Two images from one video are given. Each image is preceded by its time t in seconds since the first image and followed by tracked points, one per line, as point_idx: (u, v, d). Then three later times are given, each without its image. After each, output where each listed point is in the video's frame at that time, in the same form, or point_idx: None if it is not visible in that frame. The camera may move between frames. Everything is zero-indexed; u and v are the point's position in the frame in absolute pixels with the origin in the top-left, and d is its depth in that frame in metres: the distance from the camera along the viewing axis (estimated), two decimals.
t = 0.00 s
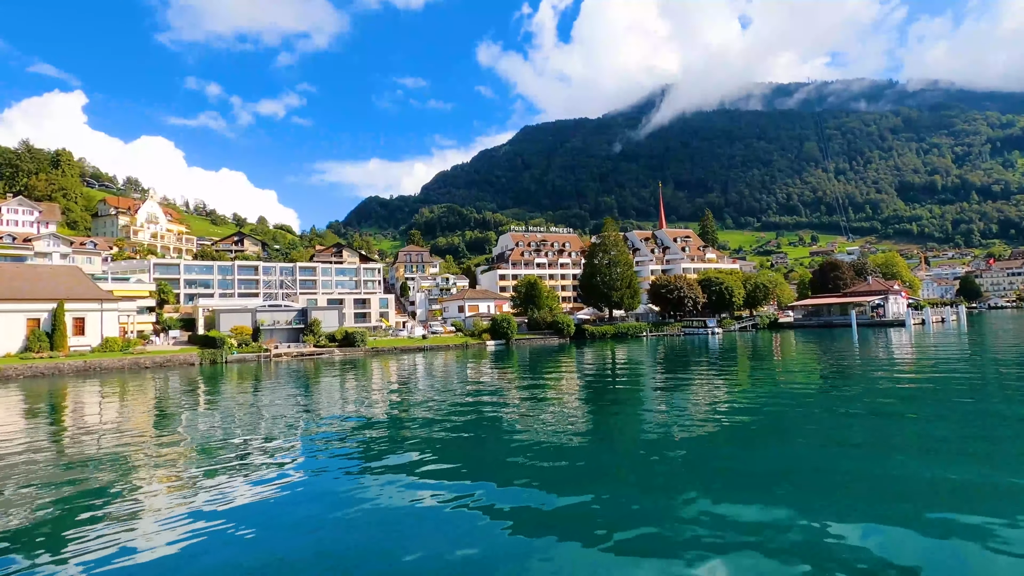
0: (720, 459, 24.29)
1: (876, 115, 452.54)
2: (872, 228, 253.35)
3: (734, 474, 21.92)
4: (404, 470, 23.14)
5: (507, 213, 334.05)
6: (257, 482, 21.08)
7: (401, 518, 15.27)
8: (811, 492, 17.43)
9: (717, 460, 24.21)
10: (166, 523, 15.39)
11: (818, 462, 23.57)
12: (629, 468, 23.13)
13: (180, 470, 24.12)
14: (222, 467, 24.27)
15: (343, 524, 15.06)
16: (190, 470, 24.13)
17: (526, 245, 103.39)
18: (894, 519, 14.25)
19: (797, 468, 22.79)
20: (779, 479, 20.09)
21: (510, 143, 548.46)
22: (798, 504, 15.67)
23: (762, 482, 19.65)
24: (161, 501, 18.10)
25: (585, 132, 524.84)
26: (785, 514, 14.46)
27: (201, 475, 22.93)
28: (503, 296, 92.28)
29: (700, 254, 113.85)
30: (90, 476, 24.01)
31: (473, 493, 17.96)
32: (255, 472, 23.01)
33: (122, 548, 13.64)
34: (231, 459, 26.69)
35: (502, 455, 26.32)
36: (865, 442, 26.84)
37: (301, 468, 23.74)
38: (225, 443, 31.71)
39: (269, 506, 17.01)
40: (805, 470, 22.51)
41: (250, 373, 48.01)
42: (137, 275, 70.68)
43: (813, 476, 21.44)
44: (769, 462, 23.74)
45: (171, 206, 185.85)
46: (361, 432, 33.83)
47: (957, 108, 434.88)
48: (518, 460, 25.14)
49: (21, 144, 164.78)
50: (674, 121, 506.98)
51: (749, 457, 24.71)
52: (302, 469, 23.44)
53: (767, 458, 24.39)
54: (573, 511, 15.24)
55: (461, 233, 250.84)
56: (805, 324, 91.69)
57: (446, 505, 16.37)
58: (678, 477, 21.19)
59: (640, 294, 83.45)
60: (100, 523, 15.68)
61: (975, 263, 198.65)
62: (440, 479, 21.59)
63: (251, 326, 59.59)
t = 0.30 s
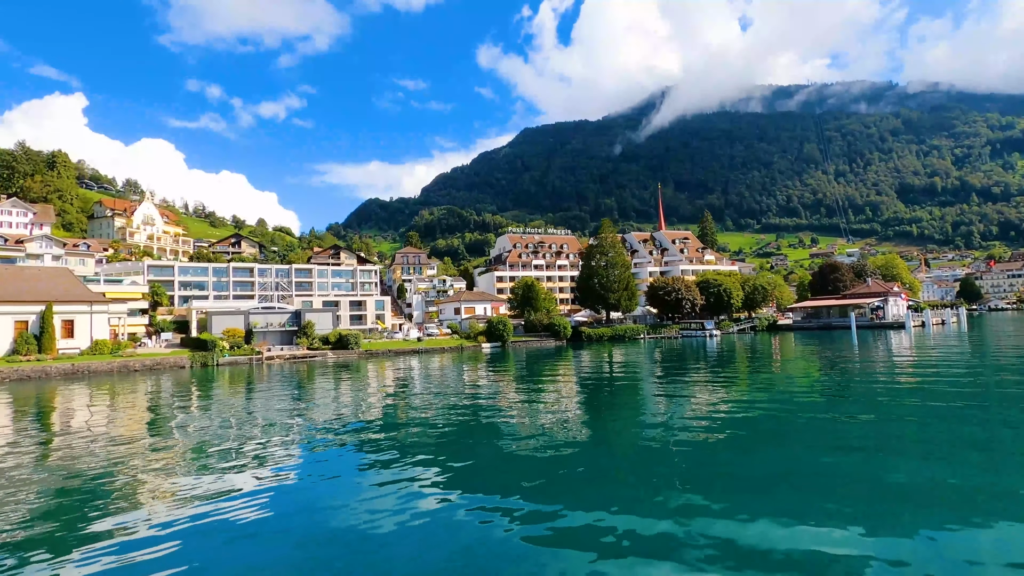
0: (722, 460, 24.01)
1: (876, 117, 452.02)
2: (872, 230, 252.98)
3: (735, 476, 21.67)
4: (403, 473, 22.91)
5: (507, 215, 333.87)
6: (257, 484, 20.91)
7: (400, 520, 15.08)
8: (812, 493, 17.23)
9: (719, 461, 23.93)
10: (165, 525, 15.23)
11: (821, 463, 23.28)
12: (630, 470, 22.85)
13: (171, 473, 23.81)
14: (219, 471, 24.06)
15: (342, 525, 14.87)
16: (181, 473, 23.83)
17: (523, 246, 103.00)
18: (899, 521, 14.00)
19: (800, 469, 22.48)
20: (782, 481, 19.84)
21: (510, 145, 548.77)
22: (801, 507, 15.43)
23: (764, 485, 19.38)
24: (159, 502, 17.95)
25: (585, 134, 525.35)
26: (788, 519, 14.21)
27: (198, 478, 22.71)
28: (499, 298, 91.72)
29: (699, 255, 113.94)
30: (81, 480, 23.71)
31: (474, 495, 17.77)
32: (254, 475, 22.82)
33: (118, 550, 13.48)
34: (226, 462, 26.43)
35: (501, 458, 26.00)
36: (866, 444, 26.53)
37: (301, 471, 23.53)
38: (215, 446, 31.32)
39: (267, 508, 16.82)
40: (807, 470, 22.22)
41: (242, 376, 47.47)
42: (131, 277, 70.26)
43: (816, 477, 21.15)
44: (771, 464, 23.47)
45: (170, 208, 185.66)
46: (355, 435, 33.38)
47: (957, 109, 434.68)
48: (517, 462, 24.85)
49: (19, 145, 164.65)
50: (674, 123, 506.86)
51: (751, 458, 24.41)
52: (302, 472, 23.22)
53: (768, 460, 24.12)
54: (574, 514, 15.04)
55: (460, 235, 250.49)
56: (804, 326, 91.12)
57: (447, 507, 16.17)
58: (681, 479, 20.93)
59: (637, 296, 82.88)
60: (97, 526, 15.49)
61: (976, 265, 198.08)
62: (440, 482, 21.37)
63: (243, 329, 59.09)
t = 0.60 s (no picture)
0: (721, 465, 23.77)
1: (874, 121, 453.63)
2: (870, 234, 253.12)
3: (733, 480, 21.43)
4: (399, 479, 22.61)
5: (505, 219, 333.72)
6: (252, 490, 20.66)
7: (394, 526, 14.87)
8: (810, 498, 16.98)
9: (717, 466, 23.68)
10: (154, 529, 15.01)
11: (821, 468, 23.03)
12: (628, 474, 22.57)
13: (157, 480, 23.38)
14: (211, 476, 23.77)
15: (334, 532, 14.62)
16: (167, 480, 23.40)
17: (520, 250, 102.43)
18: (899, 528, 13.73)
19: (798, 473, 22.26)
20: (781, 486, 19.55)
21: (509, 149, 549.15)
22: (799, 514, 15.16)
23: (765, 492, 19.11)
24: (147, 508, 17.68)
25: (583, 139, 526.33)
26: (787, 526, 13.95)
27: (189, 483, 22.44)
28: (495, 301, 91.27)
29: (695, 259, 113.78)
30: (66, 486, 23.27)
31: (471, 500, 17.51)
32: (248, 480, 22.55)
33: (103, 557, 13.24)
34: (217, 467, 26.06)
35: (497, 463, 25.66)
36: (865, 448, 26.28)
37: (296, 476, 23.23)
38: (202, 452, 30.79)
39: (259, 514, 16.58)
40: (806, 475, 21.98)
41: (232, 381, 46.89)
42: (122, 281, 69.58)
43: (816, 483, 20.79)
44: (770, 468, 23.19)
45: (166, 212, 184.89)
46: (347, 441, 32.87)
47: (954, 114, 436.28)
48: (514, 467, 24.57)
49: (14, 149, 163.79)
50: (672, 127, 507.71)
51: (749, 463, 24.17)
52: (298, 477, 22.95)
53: (768, 464, 23.85)
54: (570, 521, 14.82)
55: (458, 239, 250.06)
56: (802, 330, 90.52)
57: (442, 514, 15.93)
58: (680, 484, 20.66)
59: (633, 300, 82.43)
60: (90, 530, 15.41)
61: (974, 269, 198.28)
62: (437, 487, 21.10)
63: (234, 333, 58.49)
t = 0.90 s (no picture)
0: (722, 467, 23.43)
1: (873, 123, 453.77)
2: (870, 236, 252.86)
3: (736, 481, 21.15)
4: (399, 482, 22.35)
5: (505, 221, 333.41)
6: (253, 496, 20.49)
7: (398, 527, 14.75)
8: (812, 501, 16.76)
9: (719, 468, 23.30)
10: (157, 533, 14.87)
11: (824, 469, 22.70)
12: (629, 476, 22.34)
13: (149, 486, 23.11)
14: (208, 481, 23.53)
15: (337, 533, 14.49)
16: (159, 485, 23.11)
17: (517, 252, 101.90)
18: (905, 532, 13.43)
19: (800, 474, 21.99)
20: (785, 490, 19.33)
21: (508, 152, 549.19)
22: (804, 516, 14.89)
23: (770, 498, 18.81)
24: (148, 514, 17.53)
25: (583, 142, 526.60)
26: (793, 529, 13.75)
27: (187, 488, 22.24)
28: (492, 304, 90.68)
29: (694, 261, 113.25)
30: (56, 492, 23.03)
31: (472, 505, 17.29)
32: (253, 484, 22.44)
33: (105, 559, 13.10)
34: (213, 473, 25.78)
35: (495, 467, 25.28)
36: (868, 450, 25.91)
37: (301, 480, 23.09)
38: (191, 458, 30.34)
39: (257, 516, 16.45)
40: (807, 476, 21.69)
41: (223, 385, 46.36)
42: (116, 284, 69.06)
43: (819, 484, 20.29)
44: (773, 470, 22.81)
45: (164, 215, 184.39)
46: (340, 446, 32.31)
47: (954, 115, 436.19)
48: (516, 470, 24.31)
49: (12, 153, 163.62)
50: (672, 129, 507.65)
51: (753, 465, 23.78)
52: (300, 480, 22.85)
53: (772, 466, 23.50)
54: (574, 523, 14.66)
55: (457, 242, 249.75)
56: (801, 332, 89.87)
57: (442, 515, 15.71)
58: (684, 486, 20.34)
59: (631, 303, 81.73)
60: (86, 532, 15.44)
61: (974, 270, 197.68)
62: (438, 491, 20.84)
63: (226, 336, 57.94)
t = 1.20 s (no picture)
0: (721, 469, 23.36)
1: (871, 126, 454.61)
2: (868, 238, 252.93)
3: (734, 484, 21.12)
4: (397, 485, 22.33)
5: (504, 224, 333.18)
6: (250, 498, 20.46)
7: (396, 535, 14.66)
8: (813, 515, 16.65)
9: (717, 470, 23.24)
10: (153, 537, 14.81)
11: (824, 473, 22.58)
12: (627, 479, 22.32)
13: (138, 489, 22.89)
14: (201, 484, 23.39)
15: (335, 540, 14.42)
16: (147, 489, 22.89)
17: (513, 254, 101.47)
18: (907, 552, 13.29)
19: (798, 478, 21.93)
20: (783, 497, 19.27)
21: (507, 155, 549.28)
22: (795, 527, 15.21)
23: (769, 504, 18.77)
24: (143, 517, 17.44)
25: (582, 144, 526.90)
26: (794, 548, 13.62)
27: (180, 490, 22.12)
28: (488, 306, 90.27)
29: (691, 263, 112.85)
30: (42, 496, 22.76)
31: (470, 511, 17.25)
32: (251, 486, 22.50)
33: (101, 562, 13.08)
34: (205, 476, 25.60)
35: (492, 469, 25.23)
36: (867, 453, 25.84)
37: (298, 481, 23.06)
38: (177, 462, 29.91)
39: (255, 519, 16.41)
40: (806, 479, 21.62)
41: (213, 388, 45.94)
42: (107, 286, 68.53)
43: (817, 489, 20.16)
44: (772, 473, 22.75)
45: (161, 218, 183.80)
46: (331, 450, 31.95)
47: (952, 118, 437.08)
48: (514, 473, 24.23)
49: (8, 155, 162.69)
50: (670, 132, 508.03)
51: (751, 467, 23.71)
52: (298, 483, 22.82)
53: (771, 469, 23.42)
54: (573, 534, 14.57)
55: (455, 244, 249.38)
56: (798, 335, 89.40)
57: (440, 524, 15.63)
58: (683, 489, 20.29)
59: (627, 305, 81.46)
60: (86, 528, 15.83)
61: (972, 272, 197.57)
62: (436, 493, 20.83)
63: (217, 339, 57.48)
